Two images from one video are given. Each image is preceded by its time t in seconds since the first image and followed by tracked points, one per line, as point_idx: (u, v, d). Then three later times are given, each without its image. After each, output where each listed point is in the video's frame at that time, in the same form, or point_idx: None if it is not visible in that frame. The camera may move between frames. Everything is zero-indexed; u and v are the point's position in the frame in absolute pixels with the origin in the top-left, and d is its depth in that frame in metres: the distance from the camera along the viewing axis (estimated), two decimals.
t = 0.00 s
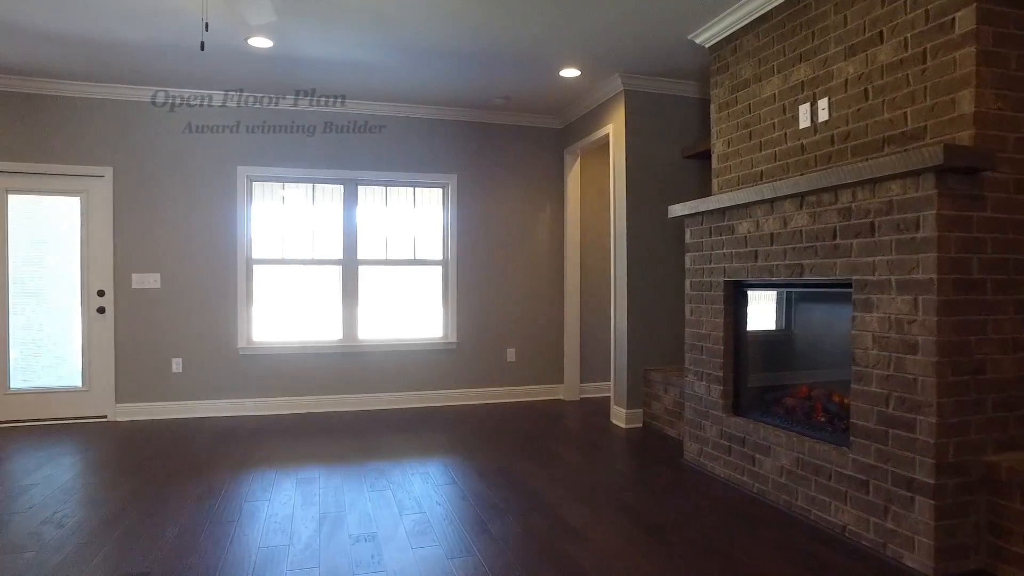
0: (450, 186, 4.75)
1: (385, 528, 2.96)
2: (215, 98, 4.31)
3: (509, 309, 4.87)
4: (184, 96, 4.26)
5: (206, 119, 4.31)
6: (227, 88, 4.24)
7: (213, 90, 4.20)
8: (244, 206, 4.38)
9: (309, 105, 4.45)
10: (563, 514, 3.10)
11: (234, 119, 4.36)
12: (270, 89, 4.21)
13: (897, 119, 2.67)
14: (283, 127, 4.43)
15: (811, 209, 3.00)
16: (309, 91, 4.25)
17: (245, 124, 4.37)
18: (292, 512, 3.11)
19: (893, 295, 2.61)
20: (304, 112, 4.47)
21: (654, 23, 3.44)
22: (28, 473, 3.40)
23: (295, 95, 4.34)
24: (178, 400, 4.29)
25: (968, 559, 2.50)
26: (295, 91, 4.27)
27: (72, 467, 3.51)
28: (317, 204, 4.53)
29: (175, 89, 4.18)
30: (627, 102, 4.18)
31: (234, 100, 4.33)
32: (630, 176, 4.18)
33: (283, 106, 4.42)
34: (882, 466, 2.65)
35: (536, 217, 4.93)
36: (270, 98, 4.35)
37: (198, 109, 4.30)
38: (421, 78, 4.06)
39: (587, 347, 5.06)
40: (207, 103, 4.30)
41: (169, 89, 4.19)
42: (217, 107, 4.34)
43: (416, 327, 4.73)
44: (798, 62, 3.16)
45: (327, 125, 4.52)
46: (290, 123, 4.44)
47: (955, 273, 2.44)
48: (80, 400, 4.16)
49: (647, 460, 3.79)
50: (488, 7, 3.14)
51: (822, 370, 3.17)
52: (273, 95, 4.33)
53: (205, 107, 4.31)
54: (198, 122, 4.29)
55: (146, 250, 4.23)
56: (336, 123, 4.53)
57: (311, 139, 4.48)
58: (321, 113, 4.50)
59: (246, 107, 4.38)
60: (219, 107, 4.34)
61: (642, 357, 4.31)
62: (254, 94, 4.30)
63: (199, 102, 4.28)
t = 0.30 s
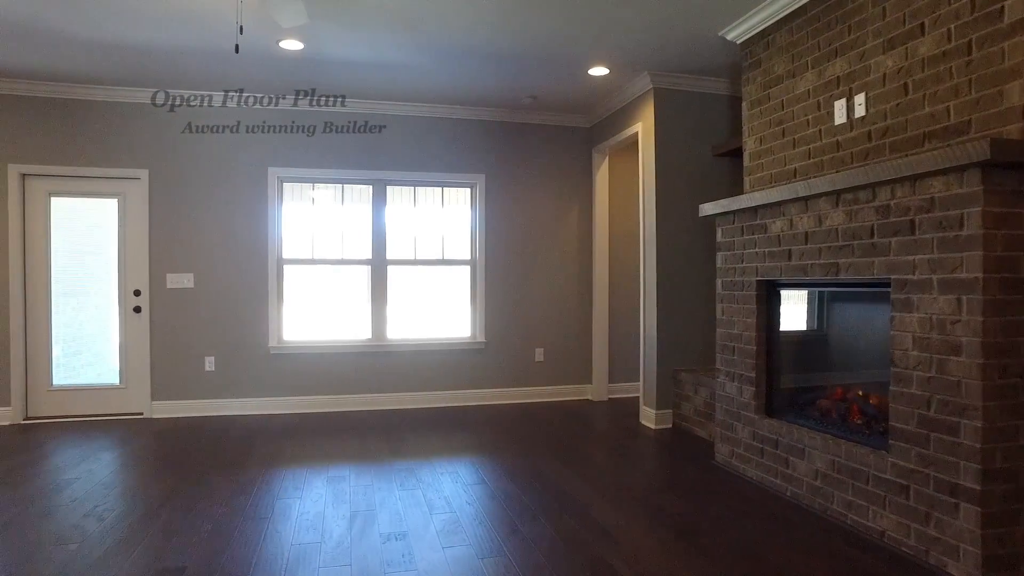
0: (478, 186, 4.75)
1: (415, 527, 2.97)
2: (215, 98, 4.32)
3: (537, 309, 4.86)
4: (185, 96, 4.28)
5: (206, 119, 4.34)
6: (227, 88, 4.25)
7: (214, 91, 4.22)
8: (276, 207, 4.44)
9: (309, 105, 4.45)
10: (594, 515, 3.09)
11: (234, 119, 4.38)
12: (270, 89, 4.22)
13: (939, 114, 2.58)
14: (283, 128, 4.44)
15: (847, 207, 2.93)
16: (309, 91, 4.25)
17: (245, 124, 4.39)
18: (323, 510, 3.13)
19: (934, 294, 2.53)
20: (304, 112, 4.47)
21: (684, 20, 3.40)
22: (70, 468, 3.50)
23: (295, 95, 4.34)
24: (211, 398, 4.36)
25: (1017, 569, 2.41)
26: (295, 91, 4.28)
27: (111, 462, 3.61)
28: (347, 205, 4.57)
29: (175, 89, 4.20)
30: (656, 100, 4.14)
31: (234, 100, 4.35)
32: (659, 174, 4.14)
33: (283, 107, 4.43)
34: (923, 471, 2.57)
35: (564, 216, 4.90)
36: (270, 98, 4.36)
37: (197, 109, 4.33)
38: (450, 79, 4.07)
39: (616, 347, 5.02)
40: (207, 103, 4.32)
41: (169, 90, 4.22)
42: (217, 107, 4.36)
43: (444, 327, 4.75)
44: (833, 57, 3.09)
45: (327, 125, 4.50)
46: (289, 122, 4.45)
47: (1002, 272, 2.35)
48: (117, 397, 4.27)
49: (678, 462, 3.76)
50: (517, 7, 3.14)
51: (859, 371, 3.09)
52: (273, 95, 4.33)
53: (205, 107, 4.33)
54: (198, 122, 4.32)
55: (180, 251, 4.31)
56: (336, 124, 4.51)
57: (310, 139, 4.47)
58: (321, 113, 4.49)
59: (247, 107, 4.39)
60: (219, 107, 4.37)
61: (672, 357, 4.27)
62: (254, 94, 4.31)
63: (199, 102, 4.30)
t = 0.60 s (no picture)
0: (504, 186, 4.75)
1: (442, 526, 2.97)
2: (214, 99, 4.34)
3: (563, 309, 4.84)
4: (184, 96, 4.30)
5: (206, 119, 4.37)
6: (227, 88, 4.27)
7: (214, 92, 4.24)
8: (305, 208, 4.49)
9: (309, 106, 4.46)
10: (623, 516, 3.06)
11: (234, 119, 4.40)
12: (270, 89, 4.23)
13: (981, 108, 2.49)
14: (283, 128, 4.45)
15: (883, 205, 2.86)
16: (309, 91, 4.26)
17: (245, 124, 4.41)
18: (351, 509, 3.15)
19: (976, 294, 2.45)
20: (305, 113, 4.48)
21: (715, 16, 3.36)
22: (107, 464, 3.59)
23: (295, 95, 4.35)
24: (242, 396, 4.43)
25: None
26: (295, 91, 4.29)
27: (146, 458, 3.68)
28: (374, 205, 4.61)
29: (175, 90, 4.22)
30: (686, 98, 4.10)
31: (234, 100, 4.36)
32: (688, 173, 4.10)
33: (283, 106, 4.44)
34: (964, 476, 2.48)
35: (591, 216, 4.88)
36: (270, 99, 4.37)
37: (197, 109, 4.36)
38: (477, 78, 4.07)
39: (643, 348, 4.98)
40: (207, 103, 4.35)
41: (169, 90, 4.25)
42: (217, 107, 4.39)
43: (471, 326, 4.76)
44: (869, 52, 3.01)
45: (327, 125, 4.50)
46: (289, 123, 4.46)
47: None
48: (151, 394, 4.35)
49: (707, 464, 3.71)
50: (545, 6, 3.13)
51: (896, 372, 3.00)
52: (273, 95, 4.34)
53: (205, 108, 4.35)
54: (198, 122, 4.35)
55: (212, 251, 4.37)
56: (336, 124, 4.50)
57: (310, 139, 4.47)
58: (320, 114, 4.49)
59: (247, 107, 4.41)
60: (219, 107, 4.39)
61: (701, 358, 4.23)
62: (254, 94, 4.32)
63: (199, 102, 4.33)
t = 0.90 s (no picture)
0: (529, 186, 4.74)
1: (469, 527, 2.98)
2: (214, 99, 4.36)
3: (588, 309, 4.82)
4: (184, 96, 4.32)
5: (205, 119, 4.40)
6: (227, 89, 4.28)
7: (214, 93, 4.26)
8: (332, 209, 4.53)
9: (309, 106, 4.47)
10: (651, 518, 3.04)
11: (234, 119, 4.43)
12: (270, 90, 4.24)
13: None
14: (283, 128, 4.47)
15: (918, 204, 2.79)
16: (309, 91, 4.26)
17: (245, 124, 4.44)
18: (378, 508, 3.17)
19: (1018, 295, 2.36)
20: (306, 113, 4.50)
21: (743, 14, 3.32)
22: (140, 461, 3.66)
23: (295, 96, 4.36)
24: (270, 395, 4.48)
25: None
26: (295, 92, 4.29)
27: (177, 456, 3.75)
28: (400, 206, 4.64)
29: (175, 91, 4.24)
30: (713, 96, 4.06)
31: (234, 100, 4.38)
32: (715, 173, 4.07)
33: (283, 106, 4.46)
34: (1005, 483, 2.39)
35: (617, 216, 4.85)
36: (270, 99, 4.38)
37: (197, 109, 4.38)
38: (502, 79, 4.07)
39: (669, 348, 4.94)
40: (207, 103, 4.36)
41: (170, 91, 4.26)
42: (217, 107, 4.40)
43: (496, 326, 4.77)
44: (903, 47, 2.94)
45: (327, 125, 4.51)
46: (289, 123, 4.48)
47: None
48: (183, 393, 4.44)
49: (736, 466, 3.68)
50: (571, 6, 3.12)
51: (930, 374, 2.92)
52: (273, 95, 4.35)
53: (205, 108, 4.37)
54: (198, 122, 4.38)
55: (240, 252, 4.43)
56: (336, 124, 4.51)
57: (310, 139, 4.49)
58: (321, 114, 4.50)
59: (247, 107, 4.43)
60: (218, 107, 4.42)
61: (729, 359, 4.19)
62: (254, 94, 4.33)
63: (199, 102, 4.34)
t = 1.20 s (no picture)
0: (557, 186, 4.73)
1: (499, 527, 2.98)
2: (214, 99, 4.39)
3: (615, 309, 4.79)
4: (184, 96, 4.35)
5: (206, 119, 4.45)
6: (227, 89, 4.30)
7: (215, 93, 4.29)
8: (361, 210, 4.58)
9: (309, 106, 4.48)
10: (681, 521, 3.01)
11: (234, 119, 4.47)
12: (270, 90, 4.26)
13: None
14: (284, 128, 4.51)
15: (959, 201, 2.70)
16: (309, 92, 4.25)
17: (245, 124, 4.48)
18: (409, 507, 3.19)
19: None
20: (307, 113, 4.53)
21: (775, 10, 3.27)
22: (175, 458, 3.74)
23: (295, 96, 4.38)
24: (300, 394, 4.54)
25: None
26: (295, 91, 4.29)
27: (211, 453, 3.82)
28: (428, 206, 4.67)
29: (175, 92, 4.27)
30: (744, 94, 4.00)
31: (234, 101, 4.41)
32: (746, 172, 4.01)
33: (284, 106, 4.49)
34: None
35: (645, 216, 4.82)
36: (270, 99, 4.40)
37: (197, 109, 4.42)
38: (530, 79, 4.07)
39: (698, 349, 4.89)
40: (207, 104, 4.40)
41: (170, 92, 4.29)
42: (218, 107, 4.44)
43: (524, 326, 4.77)
44: (945, 39, 2.85)
45: (328, 125, 4.53)
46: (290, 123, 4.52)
47: None
48: (215, 391, 4.51)
49: (768, 469, 3.62)
50: (601, 5, 3.10)
51: (973, 377, 2.84)
52: (273, 95, 4.36)
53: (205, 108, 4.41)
54: (198, 122, 4.43)
55: (271, 253, 4.49)
56: (336, 124, 4.53)
57: (310, 139, 4.52)
58: (321, 114, 4.53)
59: (247, 107, 4.46)
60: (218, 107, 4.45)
61: (760, 360, 4.14)
62: (254, 95, 4.35)
63: (199, 103, 4.38)
